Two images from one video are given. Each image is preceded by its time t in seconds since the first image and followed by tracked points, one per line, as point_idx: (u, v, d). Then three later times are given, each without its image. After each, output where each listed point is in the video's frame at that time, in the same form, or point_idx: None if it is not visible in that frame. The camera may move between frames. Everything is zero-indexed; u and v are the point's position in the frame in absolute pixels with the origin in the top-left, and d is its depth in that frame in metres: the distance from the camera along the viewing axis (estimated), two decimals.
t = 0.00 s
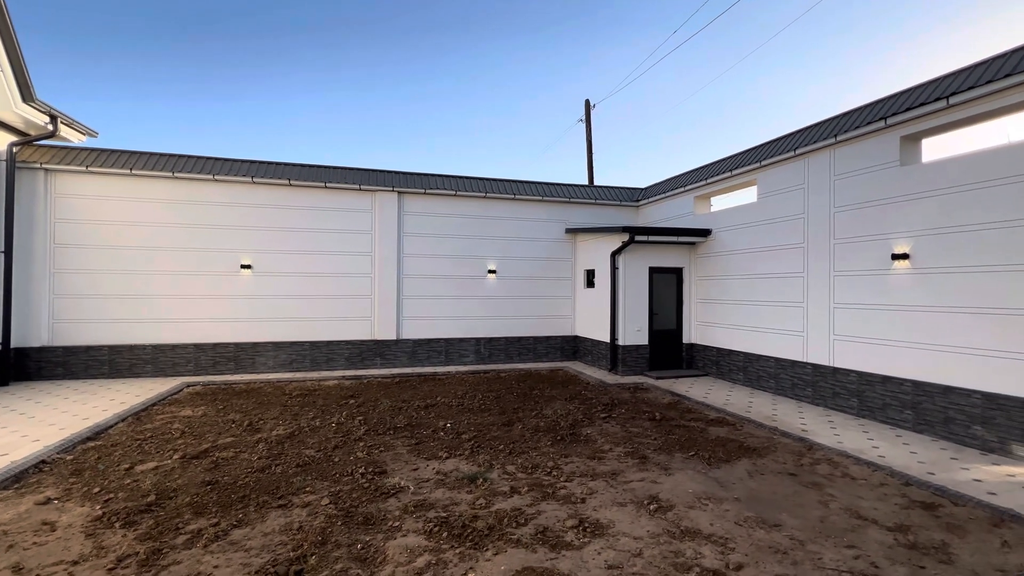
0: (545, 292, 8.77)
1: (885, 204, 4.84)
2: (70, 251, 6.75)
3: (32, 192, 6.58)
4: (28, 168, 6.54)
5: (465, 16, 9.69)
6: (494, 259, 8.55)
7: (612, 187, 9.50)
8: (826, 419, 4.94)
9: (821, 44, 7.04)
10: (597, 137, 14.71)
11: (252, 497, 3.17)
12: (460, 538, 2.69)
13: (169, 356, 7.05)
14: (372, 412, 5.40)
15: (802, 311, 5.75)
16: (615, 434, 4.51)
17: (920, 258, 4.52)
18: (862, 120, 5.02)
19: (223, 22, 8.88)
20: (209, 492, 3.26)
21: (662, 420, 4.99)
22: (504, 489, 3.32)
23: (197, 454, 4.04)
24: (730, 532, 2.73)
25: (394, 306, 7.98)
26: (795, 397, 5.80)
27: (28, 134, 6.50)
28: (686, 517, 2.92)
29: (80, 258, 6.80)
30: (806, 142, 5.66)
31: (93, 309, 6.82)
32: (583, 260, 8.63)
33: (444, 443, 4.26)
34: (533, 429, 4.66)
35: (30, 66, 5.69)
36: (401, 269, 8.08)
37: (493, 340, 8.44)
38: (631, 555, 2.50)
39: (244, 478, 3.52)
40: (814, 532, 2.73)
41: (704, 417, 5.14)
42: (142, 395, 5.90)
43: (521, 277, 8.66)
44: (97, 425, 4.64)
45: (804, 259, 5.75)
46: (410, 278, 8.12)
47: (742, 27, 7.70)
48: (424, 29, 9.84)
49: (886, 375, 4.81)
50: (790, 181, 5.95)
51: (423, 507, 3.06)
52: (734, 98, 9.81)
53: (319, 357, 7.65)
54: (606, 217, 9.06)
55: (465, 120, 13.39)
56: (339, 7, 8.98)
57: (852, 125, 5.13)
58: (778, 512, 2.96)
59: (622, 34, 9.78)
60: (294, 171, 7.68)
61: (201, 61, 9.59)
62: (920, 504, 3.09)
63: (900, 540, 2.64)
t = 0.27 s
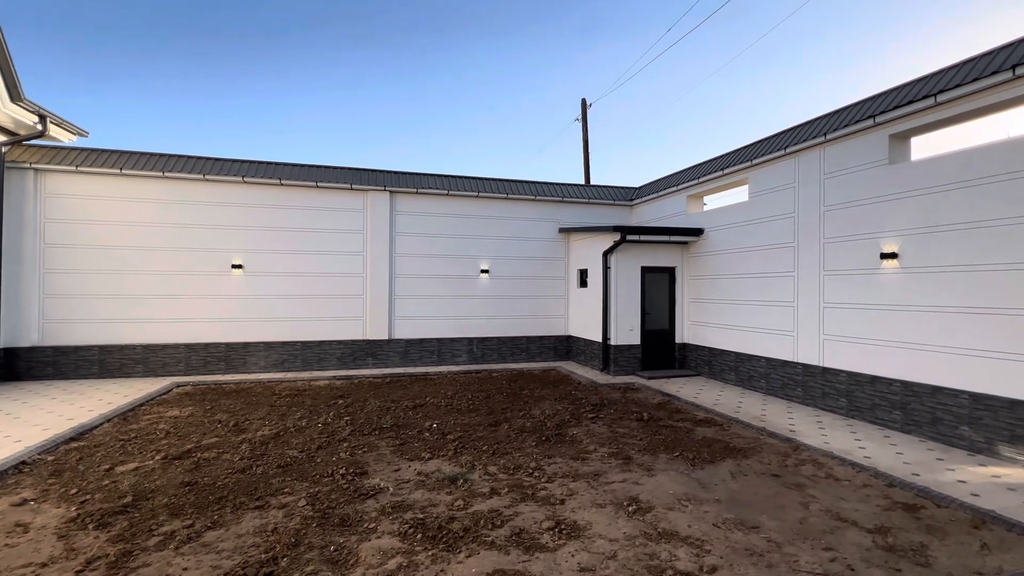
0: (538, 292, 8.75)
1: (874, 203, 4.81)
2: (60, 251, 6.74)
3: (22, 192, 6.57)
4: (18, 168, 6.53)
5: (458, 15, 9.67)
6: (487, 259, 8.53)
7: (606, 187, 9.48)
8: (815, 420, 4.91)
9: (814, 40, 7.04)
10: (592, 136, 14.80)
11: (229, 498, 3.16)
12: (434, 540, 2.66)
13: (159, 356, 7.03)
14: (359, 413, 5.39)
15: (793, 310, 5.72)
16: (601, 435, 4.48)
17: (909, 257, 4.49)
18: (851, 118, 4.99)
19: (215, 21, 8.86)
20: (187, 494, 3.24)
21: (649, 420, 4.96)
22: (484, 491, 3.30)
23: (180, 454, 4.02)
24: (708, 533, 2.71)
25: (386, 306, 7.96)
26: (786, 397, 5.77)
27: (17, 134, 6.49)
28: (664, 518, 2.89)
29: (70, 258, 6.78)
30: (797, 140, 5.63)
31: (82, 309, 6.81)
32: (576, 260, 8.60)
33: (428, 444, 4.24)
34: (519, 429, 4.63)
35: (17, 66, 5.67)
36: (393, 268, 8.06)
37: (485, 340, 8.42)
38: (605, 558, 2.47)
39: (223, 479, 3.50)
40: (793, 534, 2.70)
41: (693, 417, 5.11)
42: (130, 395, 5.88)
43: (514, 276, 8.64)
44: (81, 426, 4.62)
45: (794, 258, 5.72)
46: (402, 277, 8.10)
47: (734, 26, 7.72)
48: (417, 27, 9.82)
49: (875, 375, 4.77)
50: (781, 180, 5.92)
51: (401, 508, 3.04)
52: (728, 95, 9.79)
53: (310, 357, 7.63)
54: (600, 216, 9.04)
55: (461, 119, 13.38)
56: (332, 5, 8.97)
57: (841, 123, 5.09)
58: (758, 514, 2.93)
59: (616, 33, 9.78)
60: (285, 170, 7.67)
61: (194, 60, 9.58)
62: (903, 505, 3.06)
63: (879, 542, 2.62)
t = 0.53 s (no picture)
0: (528, 293, 8.74)
1: (857, 204, 4.79)
2: (48, 252, 6.77)
3: (10, 194, 6.60)
4: (6, 170, 6.57)
5: (449, 16, 9.68)
6: (477, 260, 8.53)
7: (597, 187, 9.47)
8: (798, 422, 4.89)
9: (801, 37, 7.04)
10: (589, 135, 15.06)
11: (200, 500, 3.16)
12: (398, 543, 2.67)
13: (148, 357, 7.06)
14: (343, 414, 5.39)
15: (778, 311, 5.70)
16: (581, 436, 4.47)
17: (891, 258, 4.47)
18: (834, 119, 4.98)
19: (207, 22, 8.90)
20: (159, 496, 3.24)
21: (631, 422, 4.95)
22: (456, 493, 3.29)
23: (158, 456, 4.03)
24: (673, 537, 2.70)
25: (375, 307, 7.96)
26: (771, 399, 5.76)
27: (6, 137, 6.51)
28: (632, 522, 2.88)
29: (59, 259, 6.81)
30: (781, 141, 5.62)
31: (71, 310, 6.83)
32: (567, 260, 8.59)
33: (407, 445, 4.24)
34: (499, 431, 4.63)
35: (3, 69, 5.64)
36: (383, 269, 8.07)
37: (475, 341, 8.41)
38: (567, 561, 2.47)
39: (197, 481, 3.51)
40: (759, 538, 2.69)
41: (675, 419, 5.10)
42: (116, 396, 5.90)
43: (505, 277, 8.63)
44: (64, 427, 4.65)
45: (780, 259, 5.70)
46: (392, 278, 8.10)
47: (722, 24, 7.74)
48: (409, 27, 9.83)
49: (858, 377, 4.75)
50: (766, 181, 5.90)
51: (370, 511, 3.05)
52: (720, 94, 9.78)
53: (299, 358, 7.65)
54: (591, 217, 9.03)
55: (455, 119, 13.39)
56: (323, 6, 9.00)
57: (825, 124, 5.08)
58: (725, 517, 2.92)
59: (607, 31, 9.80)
60: (274, 171, 7.68)
61: (186, 61, 9.61)
62: (874, 508, 3.05)
63: (844, 546, 2.60)
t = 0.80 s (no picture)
0: (520, 292, 8.76)
1: (839, 202, 4.79)
2: (41, 251, 6.83)
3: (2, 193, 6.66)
4: None
5: (442, 16, 9.71)
6: (468, 259, 8.55)
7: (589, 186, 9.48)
8: (781, 419, 4.90)
9: (791, 36, 7.05)
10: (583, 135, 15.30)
11: (177, 496, 3.20)
12: (367, 537, 2.69)
13: (139, 355, 7.11)
14: (329, 412, 5.43)
15: (764, 309, 5.71)
16: (563, 434, 4.50)
17: (871, 256, 4.48)
18: (818, 117, 4.98)
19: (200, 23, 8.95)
20: (137, 491, 3.28)
21: (614, 420, 4.96)
22: (431, 489, 3.32)
23: (140, 452, 4.07)
24: (640, 532, 2.72)
25: (367, 306, 8.00)
26: (757, 397, 5.77)
27: None
28: (601, 517, 2.90)
29: (51, 258, 6.87)
30: (767, 140, 5.63)
31: (63, 309, 6.89)
32: (558, 259, 8.61)
33: (388, 442, 4.27)
34: (482, 428, 4.65)
35: None
36: (374, 268, 8.10)
37: (467, 340, 8.44)
38: (531, 555, 2.49)
39: (177, 476, 3.54)
40: (725, 533, 2.71)
41: (659, 417, 5.11)
42: (106, 394, 5.95)
43: (496, 276, 8.66)
44: (49, 424, 4.69)
45: (765, 257, 5.71)
46: (383, 277, 8.13)
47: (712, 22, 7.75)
48: (402, 27, 9.86)
49: (840, 375, 4.76)
50: (753, 179, 5.91)
51: (343, 506, 3.08)
52: (714, 93, 9.79)
53: (291, 356, 7.68)
54: (583, 216, 9.05)
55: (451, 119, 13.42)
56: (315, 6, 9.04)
57: (808, 122, 5.08)
58: (694, 513, 2.94)
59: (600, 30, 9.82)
60: (266, 171, 7.72)
61: (180, 62, 9.66)
62: (845, 505, 3.06)
63: (808, 542, 2.62)
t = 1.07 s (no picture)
0: (509, 293, 8.80)
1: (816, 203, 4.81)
2: (32, 253, 6.91)
3: None
4: None
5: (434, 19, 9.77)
6: (457, 260, 8.58)
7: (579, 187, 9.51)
8: (758, 421, 4.92)
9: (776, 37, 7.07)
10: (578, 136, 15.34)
11: (146, 496, 3.24)
12: (326, 536, 2.73)
13: (129, 356, 7.17)
14: (312, 412, 5.47)
15: (745, 311, 5.72)
16: (538, 435, 4.52)
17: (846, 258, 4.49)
18: (796, 119, 5.00)
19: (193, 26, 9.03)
20: (108, 491, 3.32)
21: (592, 421, 4.98)
22: (397, 489, 3.35)
23: (118, 452, 4.12)
24: (596, 533, 2.74)
25: (355, 307, 8.04)
26: (738, 398, 5.77)
27: None
28: (560, 518, 2.93)
29: (41, 259, 6.95)
30: (748, 141, 5.65)
31: (54, 310, 6.97)
32: (547, 260, 8.64)
33: (363, 443, 4.30)
34: (458, 429, 4.68)
35: None
36: (363, 270, 8.14)
37: (455, 341, 8.47)
38: (484, 555, 2.51)
39: (151, 476, 3.59)
40: (681, 534, 2.73)
41: (637, 418, 5.13)
42: (94, 394, 6.02)
43: (485, 277, 8.69)
44: (32, 424, 4.75)
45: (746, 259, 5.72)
46: (372, 278, 8.17)
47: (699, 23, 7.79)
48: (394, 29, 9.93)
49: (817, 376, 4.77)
50: (735, 181, 5.93)
51: (308, 506, 3.11)
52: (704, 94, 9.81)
53: (280, 357, 7.74)
54: (572, 217, 9.07)
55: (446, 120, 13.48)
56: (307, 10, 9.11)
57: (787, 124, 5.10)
58: (654, 514, 2.96)
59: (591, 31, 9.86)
60: (256, 173, 7.79)
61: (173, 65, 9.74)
62: (806, 506, 3.07)
63: (762, 543, 2.63)
